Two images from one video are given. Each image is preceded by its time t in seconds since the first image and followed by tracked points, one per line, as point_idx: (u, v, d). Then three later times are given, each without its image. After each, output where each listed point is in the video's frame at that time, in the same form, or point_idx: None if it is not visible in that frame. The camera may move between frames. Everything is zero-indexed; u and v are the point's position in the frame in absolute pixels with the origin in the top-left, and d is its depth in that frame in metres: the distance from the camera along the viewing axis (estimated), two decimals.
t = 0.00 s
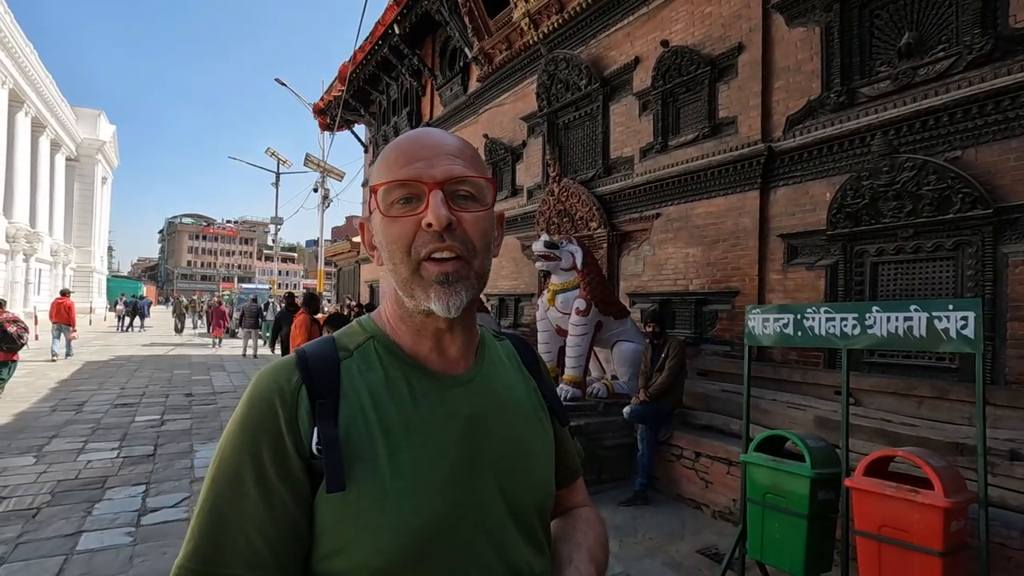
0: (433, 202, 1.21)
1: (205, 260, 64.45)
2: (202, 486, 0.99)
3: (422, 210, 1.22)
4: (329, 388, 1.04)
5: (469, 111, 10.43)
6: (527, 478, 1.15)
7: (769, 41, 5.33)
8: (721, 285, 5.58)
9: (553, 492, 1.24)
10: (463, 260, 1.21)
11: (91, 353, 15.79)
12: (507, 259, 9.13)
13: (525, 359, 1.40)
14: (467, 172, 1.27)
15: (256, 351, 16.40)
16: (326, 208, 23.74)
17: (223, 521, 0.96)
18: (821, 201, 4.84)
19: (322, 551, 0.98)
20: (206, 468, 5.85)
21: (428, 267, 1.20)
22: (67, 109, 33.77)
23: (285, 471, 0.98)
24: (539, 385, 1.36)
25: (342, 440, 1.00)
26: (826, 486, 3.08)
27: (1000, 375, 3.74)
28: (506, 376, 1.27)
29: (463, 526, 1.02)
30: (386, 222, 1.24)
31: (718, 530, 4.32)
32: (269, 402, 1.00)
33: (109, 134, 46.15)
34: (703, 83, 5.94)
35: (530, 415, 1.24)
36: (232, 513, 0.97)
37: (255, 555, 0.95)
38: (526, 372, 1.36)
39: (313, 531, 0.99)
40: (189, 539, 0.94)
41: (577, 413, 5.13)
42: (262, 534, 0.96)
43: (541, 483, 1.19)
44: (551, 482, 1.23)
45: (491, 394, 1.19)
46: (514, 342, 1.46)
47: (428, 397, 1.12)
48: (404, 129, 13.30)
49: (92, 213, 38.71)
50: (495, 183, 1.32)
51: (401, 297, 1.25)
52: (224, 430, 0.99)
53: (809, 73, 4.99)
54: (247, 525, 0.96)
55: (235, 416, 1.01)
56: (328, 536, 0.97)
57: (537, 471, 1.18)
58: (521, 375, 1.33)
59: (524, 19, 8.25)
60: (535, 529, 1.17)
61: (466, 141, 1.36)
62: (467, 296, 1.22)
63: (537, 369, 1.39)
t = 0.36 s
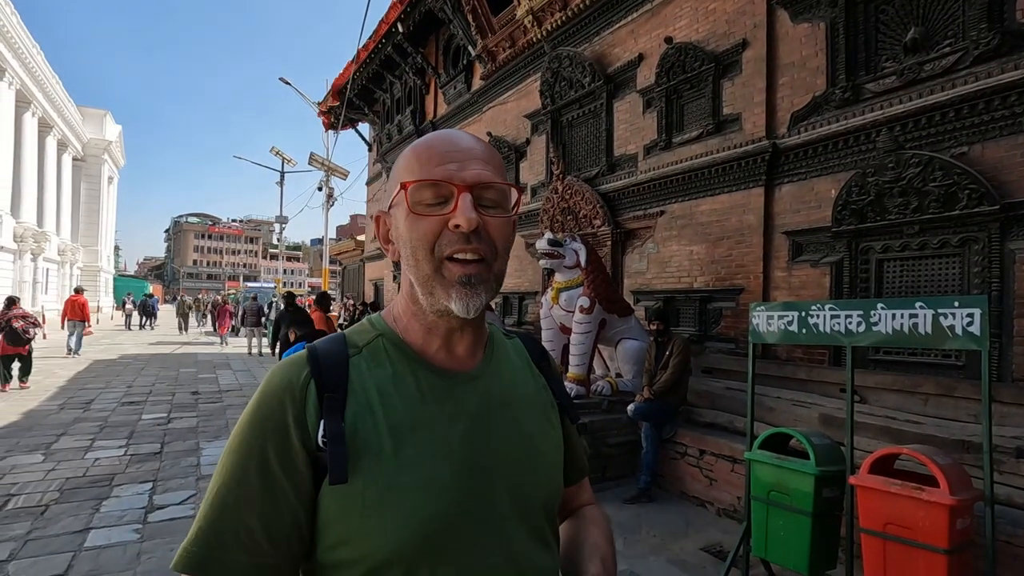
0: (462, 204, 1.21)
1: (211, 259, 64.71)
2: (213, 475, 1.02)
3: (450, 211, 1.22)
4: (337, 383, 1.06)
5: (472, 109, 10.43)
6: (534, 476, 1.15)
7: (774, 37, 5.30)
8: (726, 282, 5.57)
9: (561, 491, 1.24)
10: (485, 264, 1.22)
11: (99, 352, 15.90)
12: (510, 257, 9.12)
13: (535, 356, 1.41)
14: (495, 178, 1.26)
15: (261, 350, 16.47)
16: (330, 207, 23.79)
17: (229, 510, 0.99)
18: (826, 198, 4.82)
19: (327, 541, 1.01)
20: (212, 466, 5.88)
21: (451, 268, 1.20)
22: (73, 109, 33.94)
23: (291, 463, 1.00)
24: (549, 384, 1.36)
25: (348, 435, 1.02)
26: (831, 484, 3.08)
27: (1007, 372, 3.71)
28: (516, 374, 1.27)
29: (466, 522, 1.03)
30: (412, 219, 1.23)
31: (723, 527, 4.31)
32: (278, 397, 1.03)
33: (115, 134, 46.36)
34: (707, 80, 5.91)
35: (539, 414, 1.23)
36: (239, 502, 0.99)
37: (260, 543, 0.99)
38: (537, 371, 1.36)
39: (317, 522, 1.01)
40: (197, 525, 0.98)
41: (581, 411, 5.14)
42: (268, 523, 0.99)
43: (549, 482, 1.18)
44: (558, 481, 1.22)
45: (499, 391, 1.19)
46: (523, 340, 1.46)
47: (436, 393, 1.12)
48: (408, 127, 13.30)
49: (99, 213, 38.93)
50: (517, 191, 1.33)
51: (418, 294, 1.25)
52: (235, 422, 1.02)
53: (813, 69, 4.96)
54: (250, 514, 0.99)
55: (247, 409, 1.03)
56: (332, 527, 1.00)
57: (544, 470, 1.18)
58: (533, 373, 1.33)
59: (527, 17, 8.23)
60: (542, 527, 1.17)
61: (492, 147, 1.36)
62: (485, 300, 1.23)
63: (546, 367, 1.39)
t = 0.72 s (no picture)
0: (433, 202, 1.21)
1: (216, 258, 64.94)
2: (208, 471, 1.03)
3: (423, 210, 1.22)
4: (333, 380, 1.06)
5: (475, 107, 10.41)
6: (536, 477, 1.12)
7: (778, 32, 5.26)
8: (730, 280, 5.53)
9: (567, 493, 1.21)
10: (462, 259, 1.21)
11: (105, 350, 15.98)
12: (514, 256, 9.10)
13: (543, 355, 1.38)
14: (469, 171, 1.25)
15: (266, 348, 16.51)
16: (334, 205, 23.83)
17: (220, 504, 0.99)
18: (831, 195, 4.78)
19: (319, 537, 1.00)
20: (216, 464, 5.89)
21: (428, 267, 1.20)
22: (79, 109, 34.10)
23: (282, 458, 1.01)
24: (559, 384, 1.33)
25: (344, 431, 1.01)
26: (835, 483, 3.05)
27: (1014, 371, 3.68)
28: (522, 372, 1.24)
29: (461, 520, 1.01)
30: (390, 223, 1.25)
31: (726, 526, 4.29)
32: (272, 394, 1.03)
33: (120, 133, 46.54)
34: (711, 77, 5.87)
35: (545, 413, 1.20)
36: (230, 495, 1.00)
37: (248, 537, 0.99)
38: (547, 373, 1.33)
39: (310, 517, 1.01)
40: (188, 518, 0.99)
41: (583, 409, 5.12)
42: (257, 517, 1.00)
43: (553, 482, 1.15)
44: (564, 483, 1.19)
45: (502, 389, 1.17)
46: (532, 339, 1.42)
47: (435, 390, 1.11)
48: (411, 125, 13.30)
49: (105, 212, 39.13)
50: (498, 182, 1.30)
51: (407, 295, 1.26)
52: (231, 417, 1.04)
53: (818, 65, 4.92)
54: (240, 507, 1.00)
55: (245, 403, 1.04)
56: (324, 523, 1.00)
57: (548, 471, 1.15)
58: (542, 373, 1.30)
59: (530, 14, 8.19)
60: (548, 529, 1.13)
61: (472, 141, 1.34)
62: (468, 295, 1.21)
63: (556, 367, 1.36)
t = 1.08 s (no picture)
0: (427, 188, 1.19)
1: (221, 257, 65.12)
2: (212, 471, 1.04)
3: (418, 197, 1.20)
4: (329, 379, 1.04)
5: (479, 104, 10.37)
6: (542, 476, 1.08)
7: (785, 26, 5.20)
8: (735, 277, 5.49)
9: (580, 493, 1.16)
10: (458, 246, 1.18)
11: (111, 348, 16.03)
12: (518, 253, 9.07)
13: (556, 353, 1.32)
14: (466, 156, 1.22)
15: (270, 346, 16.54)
16: (338, 204, 23.84)
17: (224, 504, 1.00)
18: (838, 191, 4.73)
19: (317, 537, 1.00)
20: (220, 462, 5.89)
21: (424, 255, 1.18)
22: (85, 108, 34.22)
23: (279, 458, 1.00)
24: (572, 383, 1.28)
25: (339, 431, 0.99)
26: (843, 482, 3.01)
27: None
28: (528, 368, 1.19)
29: (459, 522, 0.98)
30: (386, 212, 1.23)
31: (733, 525, 4.26)
32: (268, 394, 1.02)
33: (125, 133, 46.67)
34: (716, 72, 5.82)
35: (552, 410, 1.16)
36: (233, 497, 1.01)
37: (248, 538, 0.99)
38: (558, 369, 1.28)
39: (308, 518, 1.00)
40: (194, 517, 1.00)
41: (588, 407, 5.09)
42: (257, 518, 0.99)
43: (559, 482, 1.11)
44: (575, 482, 1.14)
45: (505, 386, 1.13)
46: (543, 336, 1.37)
47: (434, 387, 1.08)
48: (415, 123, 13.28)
49: (110, 211, 39.28)
50: (497, 166, 1.27)
51: (406, 287, 1.24)
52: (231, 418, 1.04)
53: (825, 59, 4.87)
54: (241, 507, 1.00)
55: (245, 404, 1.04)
56: (322, 523, 0.99)
57: (554, 471, 1.10)
58: (551, 370, 1.25)
59: (533, 10, 8.15)
60: (555, 531, 1.09)
61: (470, 127, 1.31)
62: (466, 284, 1.18)
63: (569, 365, 1.31)
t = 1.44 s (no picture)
0: (456, 177, 1.18)
1: (226, 256, 65.34)
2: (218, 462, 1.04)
3: (445, 186, 1.19)
4: (336, 373, 1.05)
5: (483, 102, 10.35)
6: (548, 472, 1.07)
7: (790, 22, 5.17)
8: (741, 274, 5.46)
9: (586, 492, 1.14)
10: (486, 237, 1.17)
11: (118, 347, 16.11)
12: (522, 251, 9.06)
13: (563, 351, 1.30)
14: (491, 149, 1.23)
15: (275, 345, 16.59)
16: (342, 202, 23.88)
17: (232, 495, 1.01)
18: (844, 187, 4.70)
19: (323, 529, 1.00)
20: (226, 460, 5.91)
21: (454, 243, 1.16)
22: (90, 108, 34.38)
23: (285, 451, 1.00)
24: (579, 380, 1.26)
25: (344, 426, 1.00)
26: (850, 479, 3.00)
27: None
28: (535, 365, 1.18)
29: (463, 519, 0.98)
30: (407, 201, 1.21)
31: (738, 523, 4.25)
32: (275, 387, 1.03)
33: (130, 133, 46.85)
34: (721, 68, 5.79)
35: (558, 407, 1.14)
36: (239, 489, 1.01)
37: (254, 529, 1.00)
38: (565, 366, 1.26)
39: (314, 511, 1.01)
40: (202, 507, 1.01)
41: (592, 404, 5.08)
42: (261, 510, 0.99)
43: (566, 480, 1.09)
44: (581, 480, 1.13)
45: (511, 382, 1.12)
46: (549, 331, 1.35)
47: (440, 383, 1.08)
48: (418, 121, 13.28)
49: (116, 211, 39.47)
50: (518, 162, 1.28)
51: (424, 279, 1.22)
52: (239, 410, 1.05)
53: (831, 55, 4.83)
54: (248, 499, 1.00)
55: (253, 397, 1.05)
56: (328, 516, 0.99)
57: (561, 469, 1.09)
58: (558, 367, 1.23)
59: (537, 7, 8.13)
60: (561, 529, 1.07)
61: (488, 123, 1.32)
62: (490, 274, 1.18)
63: (576, 362, 1.29)
